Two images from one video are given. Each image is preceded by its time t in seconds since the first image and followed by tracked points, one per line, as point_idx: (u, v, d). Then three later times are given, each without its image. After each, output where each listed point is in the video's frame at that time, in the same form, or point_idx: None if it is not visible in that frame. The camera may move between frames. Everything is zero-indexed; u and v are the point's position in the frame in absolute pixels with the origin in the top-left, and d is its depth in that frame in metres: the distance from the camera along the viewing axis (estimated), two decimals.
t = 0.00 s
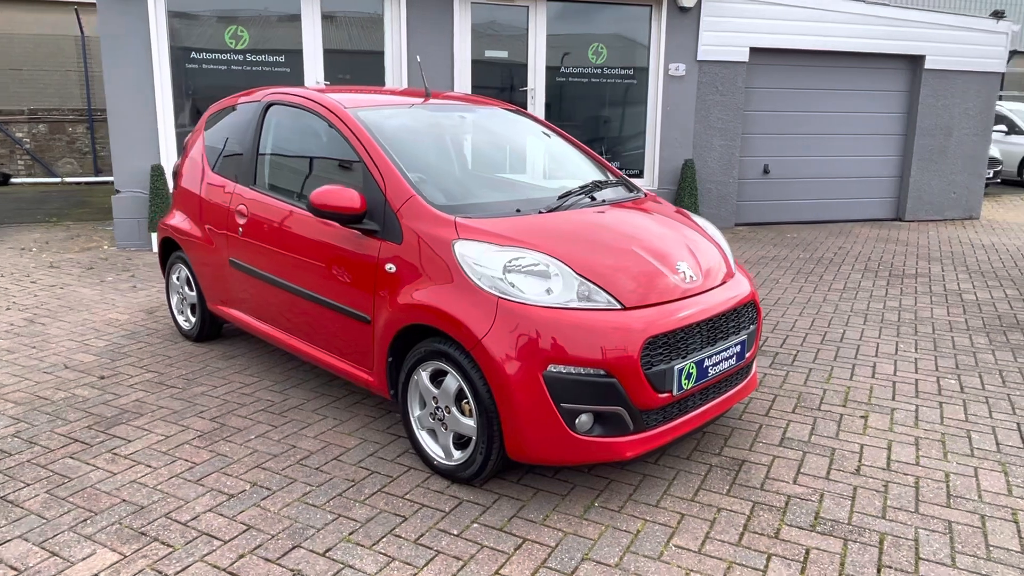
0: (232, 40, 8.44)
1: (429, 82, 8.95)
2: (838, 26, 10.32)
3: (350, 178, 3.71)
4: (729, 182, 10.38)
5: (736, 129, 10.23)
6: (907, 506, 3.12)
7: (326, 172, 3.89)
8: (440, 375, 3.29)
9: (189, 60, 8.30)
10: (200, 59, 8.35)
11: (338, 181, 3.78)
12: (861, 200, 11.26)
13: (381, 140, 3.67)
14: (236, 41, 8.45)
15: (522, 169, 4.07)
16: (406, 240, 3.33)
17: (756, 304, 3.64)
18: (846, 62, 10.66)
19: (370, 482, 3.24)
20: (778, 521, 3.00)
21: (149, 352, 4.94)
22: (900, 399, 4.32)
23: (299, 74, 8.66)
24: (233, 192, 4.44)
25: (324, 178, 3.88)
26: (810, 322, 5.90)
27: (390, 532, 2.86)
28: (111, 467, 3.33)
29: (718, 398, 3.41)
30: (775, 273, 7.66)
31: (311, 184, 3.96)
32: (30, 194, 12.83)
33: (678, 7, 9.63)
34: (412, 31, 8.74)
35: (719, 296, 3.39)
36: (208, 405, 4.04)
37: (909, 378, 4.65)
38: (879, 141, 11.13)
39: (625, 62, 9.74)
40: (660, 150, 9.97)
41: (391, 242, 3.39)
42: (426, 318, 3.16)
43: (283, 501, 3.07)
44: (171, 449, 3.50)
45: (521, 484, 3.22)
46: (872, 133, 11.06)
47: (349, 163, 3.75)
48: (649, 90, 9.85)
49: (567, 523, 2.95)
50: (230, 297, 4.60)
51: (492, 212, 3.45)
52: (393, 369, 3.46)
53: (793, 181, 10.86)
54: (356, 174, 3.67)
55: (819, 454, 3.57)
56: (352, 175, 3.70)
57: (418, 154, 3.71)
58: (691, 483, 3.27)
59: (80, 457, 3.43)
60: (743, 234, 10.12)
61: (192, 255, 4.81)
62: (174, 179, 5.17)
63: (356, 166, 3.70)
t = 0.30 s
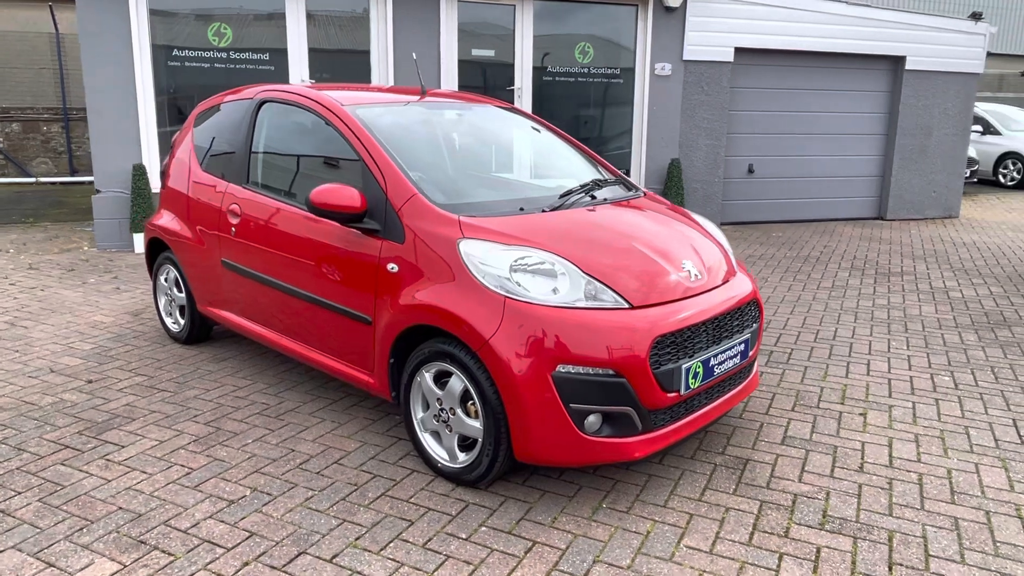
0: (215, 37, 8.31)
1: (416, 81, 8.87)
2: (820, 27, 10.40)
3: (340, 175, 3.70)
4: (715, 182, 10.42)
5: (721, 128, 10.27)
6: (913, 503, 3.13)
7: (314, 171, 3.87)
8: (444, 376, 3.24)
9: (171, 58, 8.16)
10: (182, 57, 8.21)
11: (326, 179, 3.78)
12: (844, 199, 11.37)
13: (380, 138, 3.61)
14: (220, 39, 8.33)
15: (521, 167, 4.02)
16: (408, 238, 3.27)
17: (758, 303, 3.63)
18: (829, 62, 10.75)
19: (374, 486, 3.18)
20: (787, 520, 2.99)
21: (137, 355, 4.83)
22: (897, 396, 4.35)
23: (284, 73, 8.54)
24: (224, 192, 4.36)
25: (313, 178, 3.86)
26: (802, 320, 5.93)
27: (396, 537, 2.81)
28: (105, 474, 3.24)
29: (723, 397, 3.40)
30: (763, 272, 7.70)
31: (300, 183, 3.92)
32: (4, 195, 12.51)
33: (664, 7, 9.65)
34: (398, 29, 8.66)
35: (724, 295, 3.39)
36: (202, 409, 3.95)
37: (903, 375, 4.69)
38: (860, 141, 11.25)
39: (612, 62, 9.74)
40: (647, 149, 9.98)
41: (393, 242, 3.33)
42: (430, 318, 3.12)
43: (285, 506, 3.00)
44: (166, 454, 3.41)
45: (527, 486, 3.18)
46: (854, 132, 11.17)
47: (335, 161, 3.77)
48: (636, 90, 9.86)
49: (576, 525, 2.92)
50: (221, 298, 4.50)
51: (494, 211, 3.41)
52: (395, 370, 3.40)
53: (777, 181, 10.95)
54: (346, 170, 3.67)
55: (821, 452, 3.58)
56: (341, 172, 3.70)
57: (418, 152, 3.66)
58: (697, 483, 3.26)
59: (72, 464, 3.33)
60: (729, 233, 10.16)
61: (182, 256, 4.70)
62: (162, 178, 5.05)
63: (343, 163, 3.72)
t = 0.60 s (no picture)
0: (200, 35, 8.16)
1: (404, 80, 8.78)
2: (806, 27, 10.46)
3: (326, 173, 3.72)
4: (703, 182, 10.45)
5: (709, 128, 10.29)
6: (924, 503, 3.12)
7: (301, 170, 3.84)
8: (451, 379, 3.18)
9: (155, 56, 8.01)
10: (167, 55, 8.06)
11: (312, 178, 3.77)
12: (829, 199, 11.46)
13: (382, 136, 3.54)
14: (205, 36, 8.18)
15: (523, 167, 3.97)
16: (414, 239, 3.20)
17: (765, 303, 3.61)
18: (815, 62, 10.82)
19: (380, 491, 3.11)
20: (801, 522, 2.97)
21: (127, 359, 4.71)
22: (898, 395, 4.36)
23: (271, 71, 8.42)
24: (218, 192, 4.25)
25: (299, 176, 3.84)
26: (797, 320, 5.93)
27: (408, 544, 2.74)
28: (101, 482, 3.14)
29: (732, 398, 3.37)
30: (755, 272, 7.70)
31: (289, 182, 3.88)
32: None
33: (653, 7, 9.65)
34: (387, 28, 8.56)
35: (732, 295, 3.36)
36: (198, 414, 3.85)
37: (902, 374, 4.70)
38: (845, 141, 11.33)
39: (601, 62, 9.71)
40: (636, 149, 9.97)
41: (398, 242, 3.26)
42: (438, 320, 3.05)
43: (291, 514, 2.92)
44: (164, 461, 3.32)
45: (536, 490, 3.13)
46: (839, 133, 11.25)
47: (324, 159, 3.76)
48: (624, 90, 9.85)
49: (589, 530, 2.87)
50: (214, 299, 4.40)
51: (501, 210, 3.35)
52: (399, 374, 3.33)
53: (763, 181, 11.00)
54: (333, 168, 3.69)
55: (829, 452, 3.57)
56: (328, 170, 3.71)
57: (420, 151, 3.59)
58: (707, 485, 3.23)
59: (66, 472, 3.22)
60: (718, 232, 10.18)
61: (173, 257, 4.59)
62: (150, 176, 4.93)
63: (332, 161, 3.71)
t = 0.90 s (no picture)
0: (186, 33, 8.03)
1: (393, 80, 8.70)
2: (791, 29, 10.54)
3: (314, 173, 3.73)
4: (691, 182, 10.49)
5: (697, 129, 10.32)
6: (931, 503, 3.13)
7: (290, 169, 3.85)
8: (458, 382, 3.14)
9: (139, 54, 7.87)
10: (152, 53, 7.92)
11: (301, 177, 3.78)
12: (814, 200, 11.55)
13: (385, 136, 3.49)
14: (191, 35, 8.05)
15: (525, 166, 3.93)
16: (420, 240, 3.16)
17: (770, 304, 3.62)
18: (800, 64, 10.90)
19: (387, 497, 3.06)
20: (812, 523, 2.96)
21: (118, 364, 4.61)
22: (897, 394, 4.38)
23: (257, 70, 8.31)
24: (213, 192, 4.17)
25: (288, 176, 3.84)
26: (792, 320, 5.95)
27: (419, 551, 2.70)
28: (99, 491, 3.06)
29: (739, 399, 3.37)
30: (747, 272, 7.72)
31: (280, 181, 3.88)
32: None
33: (641, 8, 9.65)
34: (375, 27, 8.47)
35: (739, 296, 3.36)
36: (194, 419, 3.77)
37: (899, 374, 4.72)
38: (830, 142, 11.43)
39: (589, 62, 9.70)
40: (625, 150, 9.98)
41: (403, 244, 3.21)
42: (446, 322, 3.01)
43: (297, 521, 2.87)
44: (162, 468, 3.24)
45: (546, 494, 3.10)
46: (824, 134, 11.34)
47: (311, 158, 3.77)
48: (613, 91, 9.84)
49: (602, 534, 2.85)
50: (208, 302, 4.32)
51: (506, 211, 3.32)
52: (405, 377, 3.29)
53: (750, 181, 11.07)
54: (321, 168, 3.70)
55: (834, 453, 3.57)
56: (316, 170, 3.72)
57: (423, 151, 3.55)
58: (716, 487, 3.21)
59: (61, 481, 3.14)
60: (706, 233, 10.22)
61: (165, 259, 4.50)
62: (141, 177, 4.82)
63: (320, 160, 3.73)
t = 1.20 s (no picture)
0: (174, 32, 7.93)
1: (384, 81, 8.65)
2: (777, 31, 10.64)
3: (304, 173, 3.77)
4: (679, 183, 10.55)
5: (686, 130, 10.38)
6: (939, 499, 3.18)
7: (281, 168, 3.88)
8: (471, 384, 3.13)
9: (126, 53, 7.77)
10: (139, 52, 7.83)
11: (291, 177, 3.82)
12: (800, 200, 11.66)
13: (393, 137, 3.48)
14: (179, 34, 7.95)
15: (530, 167, 3.94)
16: (432, 241, 3.14)
17: (776, 304, 3.65)
18: (786, 66, 11.00)
19: (401, 500, 3.05)
20: (824, 521, 2.99)
21: (115, 367, 4.55)
22: (895, 392, 4.43)
23: (247, 71, 8.22)
24: (214, 193, 4.13)
25: (279, 174, 3.87)
26: (787, 320, 6.00)
27: (437, 554, 2.69)
28: (107, 497, 3.01)
29: (749, 399, 3.40)
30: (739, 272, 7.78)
31: (284, 183, 3.84)
32: None
33: (630, 9, 9.68)
34: (366, 27, 8.41)
35: (747, 297, 3.38)
36: (198, 424, 3.73)
37: (896, 372, 4.78)
38: (815, 143, 11.55)
39: (580, 64, 9.71)
40: (615, 151, 10.01)
41: (414, 245, 3.20)
42: (460, 324, 3.00)
43: (312, 525, 2.84)
44: (170, 473, 3.20)
45: (559, 495, 3.11)
46: (809, 135, 11.46)
47: (302, 158, 3.81)
48: (603, 92, 9.86)
49: (618, 534, 2.85)
50: (208, 304, 4.28)
51: (517, 212, 3.32)
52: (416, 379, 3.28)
53: (737, 182, 11.16)
54: (312, 168, 3.74)
55: (839, 451, 3.61)
56: (307, 170, 3.76)
57: (430, 152, 3.54)
58: (727, 486, 3.24)
59: (67, 487, 3.08)
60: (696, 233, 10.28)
61: (164, 261, 4.44)
62: (137, 177, 4.76)
63: (311, 160, 3.77)
